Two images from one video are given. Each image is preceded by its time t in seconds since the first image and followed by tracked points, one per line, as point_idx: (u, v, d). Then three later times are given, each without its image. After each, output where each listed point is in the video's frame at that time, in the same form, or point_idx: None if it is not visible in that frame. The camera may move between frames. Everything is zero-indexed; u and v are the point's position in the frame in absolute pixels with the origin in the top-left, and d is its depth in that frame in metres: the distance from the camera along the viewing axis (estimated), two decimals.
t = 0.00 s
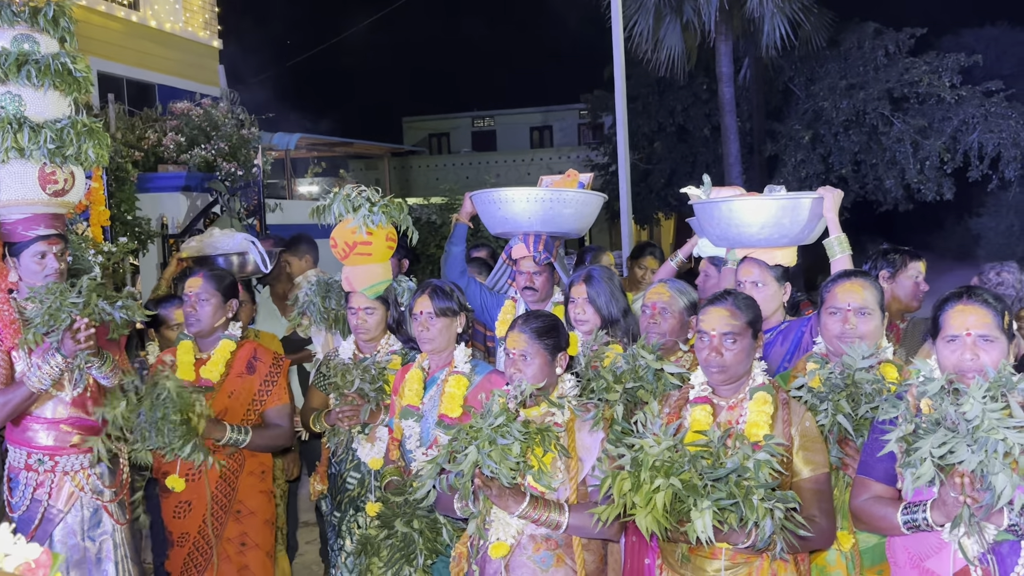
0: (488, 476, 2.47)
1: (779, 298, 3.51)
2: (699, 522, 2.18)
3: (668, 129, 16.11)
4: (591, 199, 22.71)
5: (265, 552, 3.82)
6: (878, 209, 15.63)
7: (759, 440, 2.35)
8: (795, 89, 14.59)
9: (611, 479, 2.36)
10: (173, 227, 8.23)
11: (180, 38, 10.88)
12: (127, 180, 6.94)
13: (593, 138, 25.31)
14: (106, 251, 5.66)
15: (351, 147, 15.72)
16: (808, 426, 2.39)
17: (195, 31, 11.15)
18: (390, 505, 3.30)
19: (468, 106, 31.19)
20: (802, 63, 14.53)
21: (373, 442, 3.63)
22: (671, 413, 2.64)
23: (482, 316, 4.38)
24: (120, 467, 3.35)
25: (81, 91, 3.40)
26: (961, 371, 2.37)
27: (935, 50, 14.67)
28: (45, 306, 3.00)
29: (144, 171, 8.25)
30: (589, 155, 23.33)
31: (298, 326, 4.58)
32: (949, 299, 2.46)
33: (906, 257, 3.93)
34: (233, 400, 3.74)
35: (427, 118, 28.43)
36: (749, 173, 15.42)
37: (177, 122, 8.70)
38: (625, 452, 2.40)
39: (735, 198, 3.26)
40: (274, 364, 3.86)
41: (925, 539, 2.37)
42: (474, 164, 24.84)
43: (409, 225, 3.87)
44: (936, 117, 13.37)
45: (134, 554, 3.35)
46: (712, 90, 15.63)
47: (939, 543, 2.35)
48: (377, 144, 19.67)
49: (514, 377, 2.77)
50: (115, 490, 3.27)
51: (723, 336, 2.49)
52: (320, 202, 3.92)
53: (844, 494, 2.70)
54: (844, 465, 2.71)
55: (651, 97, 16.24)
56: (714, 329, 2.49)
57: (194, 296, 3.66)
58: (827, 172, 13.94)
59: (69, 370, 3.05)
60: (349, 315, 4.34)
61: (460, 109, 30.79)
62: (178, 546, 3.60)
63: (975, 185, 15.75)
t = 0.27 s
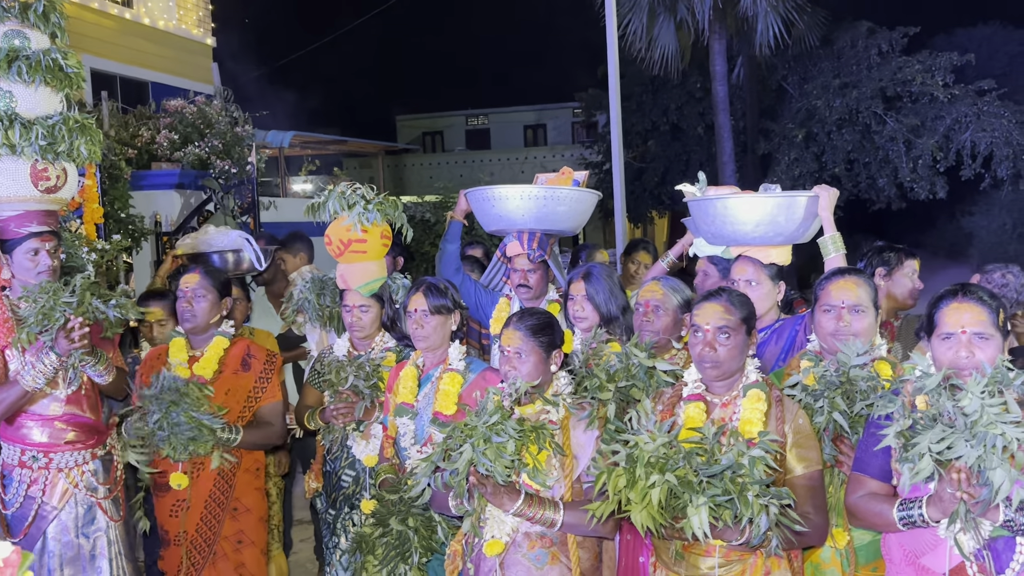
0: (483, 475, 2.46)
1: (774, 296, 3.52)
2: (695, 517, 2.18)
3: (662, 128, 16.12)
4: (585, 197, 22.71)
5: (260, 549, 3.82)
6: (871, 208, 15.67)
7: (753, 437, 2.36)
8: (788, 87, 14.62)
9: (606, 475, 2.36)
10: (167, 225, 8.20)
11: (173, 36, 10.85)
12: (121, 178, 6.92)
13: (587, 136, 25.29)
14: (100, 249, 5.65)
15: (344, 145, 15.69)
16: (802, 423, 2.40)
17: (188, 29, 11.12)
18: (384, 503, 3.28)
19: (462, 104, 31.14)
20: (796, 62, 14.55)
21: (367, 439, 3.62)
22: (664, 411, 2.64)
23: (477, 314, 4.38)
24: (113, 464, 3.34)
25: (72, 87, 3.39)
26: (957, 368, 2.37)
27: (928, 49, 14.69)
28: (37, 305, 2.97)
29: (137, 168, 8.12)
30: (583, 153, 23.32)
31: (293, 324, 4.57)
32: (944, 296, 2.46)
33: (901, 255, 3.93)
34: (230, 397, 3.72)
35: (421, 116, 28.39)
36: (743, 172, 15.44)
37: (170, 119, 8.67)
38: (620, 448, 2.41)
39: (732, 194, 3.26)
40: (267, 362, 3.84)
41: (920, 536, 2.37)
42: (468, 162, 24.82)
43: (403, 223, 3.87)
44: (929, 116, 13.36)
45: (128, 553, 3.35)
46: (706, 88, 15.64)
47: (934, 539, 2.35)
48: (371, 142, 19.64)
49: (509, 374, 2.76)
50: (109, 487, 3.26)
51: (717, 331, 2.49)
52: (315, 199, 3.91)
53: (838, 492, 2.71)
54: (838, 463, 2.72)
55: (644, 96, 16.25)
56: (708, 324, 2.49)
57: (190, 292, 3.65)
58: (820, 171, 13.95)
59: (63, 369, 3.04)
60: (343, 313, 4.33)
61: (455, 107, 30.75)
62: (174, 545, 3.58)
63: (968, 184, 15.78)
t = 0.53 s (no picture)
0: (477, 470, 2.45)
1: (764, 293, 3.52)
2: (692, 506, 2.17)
3: (657, 126, 16.11)
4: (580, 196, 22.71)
5: (253, 546, 3.84)
6: (865, 206, 15.69)
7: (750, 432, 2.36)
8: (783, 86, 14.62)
9: (601, 465, 2.37)
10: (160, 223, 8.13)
11: (167, 33, 10.81)
12: (114, 175, 6.88)
13: (582, 135, 25.27)
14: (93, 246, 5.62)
15: (339, 143, 15.64)
16: (797, 418, 2.39)
17: (181, 26, 11.06)
18: (379, 500, 3.27)
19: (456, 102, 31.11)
20: (790, 60, 14.58)
21: (361, 436, 3.60)
22: (659, 405, 2.63)
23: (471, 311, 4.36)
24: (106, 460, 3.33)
25: (63, 81, 3.36)
26: (953, 364, 2.37)
27: (922, 48, 14.71)
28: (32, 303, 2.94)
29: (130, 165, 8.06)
30: (578, 152, 23.31)
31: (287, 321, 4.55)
32: (940, 291, 2.46)
33: (897, 252, 3.92)
34: (224, 392, 3.71)
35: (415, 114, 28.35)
36: (737, 171, 15.45)
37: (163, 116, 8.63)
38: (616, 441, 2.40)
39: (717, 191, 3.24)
40: (260, 358, 3.83)
41: (916, 531, 2.36)
42: (463, 161, 24.79)
43: (398, 219, 3.85)
44: (923, 115, 13.37)
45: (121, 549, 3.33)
46: (701, 86, 15.65)
47: (929, 534, 2.33)
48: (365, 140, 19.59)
49: (504, 370, 2.75)
50: (102, 484, 3.25)
51: (711, 326, 2.48)
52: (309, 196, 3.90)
53: (832, 488, 2.71)
54: (833, 459, 2.71)
55: (639, 94, 16.23)
56: (702, 319, 2.49)
57: (181, 289, 3.61)
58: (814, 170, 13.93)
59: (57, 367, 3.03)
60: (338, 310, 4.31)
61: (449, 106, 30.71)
62: (167, 543, 3.55)
63: (961, 183, 15.81)
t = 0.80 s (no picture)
0: (472, 469, 2.45)
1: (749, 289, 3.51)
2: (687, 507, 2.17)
3: (652, 125, 16.12)
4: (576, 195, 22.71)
5: (246, 543, 3.84)
6: (860, 205, 15.72)
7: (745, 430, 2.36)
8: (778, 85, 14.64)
9: (598, 465, 2.36)
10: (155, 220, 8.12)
11: (161, 30, 10.76)
12: (108, 173, 6.85)
13: (577, 133, 25.26)
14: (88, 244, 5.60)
15: (334, 141, 15.61)
16: (792, 417, 2.39)
17: (176, 23, 11.02)
18: (374, 498, 3.27)
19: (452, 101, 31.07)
20: (786, 60, 14.59)
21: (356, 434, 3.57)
22: (655, 404, 2.63)
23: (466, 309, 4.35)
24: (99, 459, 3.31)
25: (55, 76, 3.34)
26: (948, 362, 2.37)
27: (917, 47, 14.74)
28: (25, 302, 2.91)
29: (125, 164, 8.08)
30: (574, 151, 23.29)
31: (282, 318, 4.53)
32: (935, 289, 2.45)
33: (891, 250, 3.93)
34: (217, 390, 3.70)
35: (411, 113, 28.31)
36: (733, 169, 15.46)
37: (158, 114, 8.60)
38: (612, 440, 2.40)
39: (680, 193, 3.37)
40: (252, 356, 3.82)
41: (911, 529, 2.36)
42: (458, 159, 24.77)
43: (392, 217, 3.83)
44: (918, 114, 13.40)
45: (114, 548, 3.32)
46: (696, 86, 15.66)
47: (924, 532, 2.34)
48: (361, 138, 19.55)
49: (498, 367, 2.75)
50: (95, 483, 3.24)
51: (706, 325, 2.47)
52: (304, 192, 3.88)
53: (827, 486, 2.71)
54: (828, 456, 2.72)
55: (635, 93, 16.23)
56: (697, 318, 2.48)
57: (172, 287, 3.59)
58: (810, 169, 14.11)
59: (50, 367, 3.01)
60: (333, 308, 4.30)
61: (445, 104, 30.67)
62: (161, 542, 3.53)
63: (956, 181, 15.84)
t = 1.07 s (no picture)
0: (465, 467, 2.45)
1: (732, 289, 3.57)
2: (682, 506, 2.17)
3: (647, 125, 16.13)
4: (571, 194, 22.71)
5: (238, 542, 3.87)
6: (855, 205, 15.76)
7: (741, 430, 2.37)
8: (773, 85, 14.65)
9: (593, 464, 2.37)
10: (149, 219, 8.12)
11: (155, 29, 10.73)
12: (103, 172, 6.83)
13: (573, 133, 25.27)
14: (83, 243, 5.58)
15: (329, 140, 15.59)
16: (789, 417, 2.39)
17: (171, 22, 11.00)
18: (368, 497, 3.27)
19: (447, 100, 31.07)
20: (781, 60, 14.62)
21: (351, 433, 3.59)
22: (651, 404, 2.64)
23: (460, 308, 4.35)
24: (91, 458, 3.31)
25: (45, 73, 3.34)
26: (941, 361, 2.38)
27: (911, 48, 14.77)
28: (12, 302, 2.92)
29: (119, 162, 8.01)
30: (569, 151, 23.31)
31: (276, 317, 4.52)
32: (928, 288, 2.46)
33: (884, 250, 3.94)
34: (210, 393, 3.70)
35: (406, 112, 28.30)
36: (728, 169, 15.48)
37: (153, 113, 8.58)
38: (607, 438, 2.40)
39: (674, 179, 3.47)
40: (244, 358, 3.83)
41: (905, 528, 2.37)
42: (453, 159, 24.77)
43: (388, 216, 3.82)
44: (912, 115, 13.43)
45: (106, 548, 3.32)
46: (691, 86, 15.68)
47: (917, 531, 2.35)
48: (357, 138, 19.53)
49: (493, 366, 2.76)
50: (87, 483, 3.23)
51: (702, 324, 2.47)
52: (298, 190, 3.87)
53: (821, 485, 2.73)
54: (823, 456, 2.72)
55: (630, 93, 16.22)
56: (693, 318, 2.48)
57: (161, 287, 3.58)
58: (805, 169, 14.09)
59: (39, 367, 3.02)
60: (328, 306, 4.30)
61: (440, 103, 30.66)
62: (152, 543, 3.51)
63: (950, 182, 15.88)
